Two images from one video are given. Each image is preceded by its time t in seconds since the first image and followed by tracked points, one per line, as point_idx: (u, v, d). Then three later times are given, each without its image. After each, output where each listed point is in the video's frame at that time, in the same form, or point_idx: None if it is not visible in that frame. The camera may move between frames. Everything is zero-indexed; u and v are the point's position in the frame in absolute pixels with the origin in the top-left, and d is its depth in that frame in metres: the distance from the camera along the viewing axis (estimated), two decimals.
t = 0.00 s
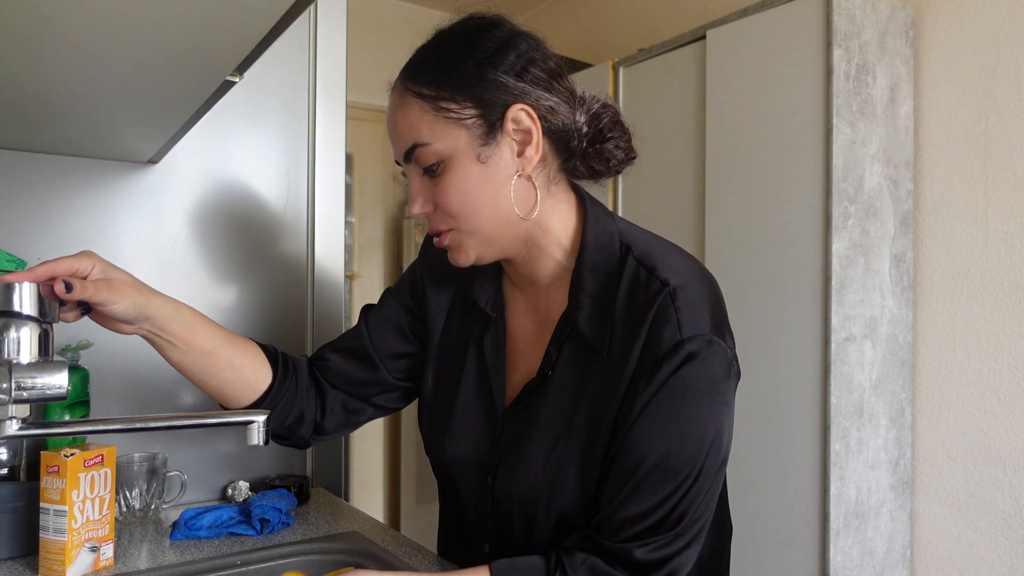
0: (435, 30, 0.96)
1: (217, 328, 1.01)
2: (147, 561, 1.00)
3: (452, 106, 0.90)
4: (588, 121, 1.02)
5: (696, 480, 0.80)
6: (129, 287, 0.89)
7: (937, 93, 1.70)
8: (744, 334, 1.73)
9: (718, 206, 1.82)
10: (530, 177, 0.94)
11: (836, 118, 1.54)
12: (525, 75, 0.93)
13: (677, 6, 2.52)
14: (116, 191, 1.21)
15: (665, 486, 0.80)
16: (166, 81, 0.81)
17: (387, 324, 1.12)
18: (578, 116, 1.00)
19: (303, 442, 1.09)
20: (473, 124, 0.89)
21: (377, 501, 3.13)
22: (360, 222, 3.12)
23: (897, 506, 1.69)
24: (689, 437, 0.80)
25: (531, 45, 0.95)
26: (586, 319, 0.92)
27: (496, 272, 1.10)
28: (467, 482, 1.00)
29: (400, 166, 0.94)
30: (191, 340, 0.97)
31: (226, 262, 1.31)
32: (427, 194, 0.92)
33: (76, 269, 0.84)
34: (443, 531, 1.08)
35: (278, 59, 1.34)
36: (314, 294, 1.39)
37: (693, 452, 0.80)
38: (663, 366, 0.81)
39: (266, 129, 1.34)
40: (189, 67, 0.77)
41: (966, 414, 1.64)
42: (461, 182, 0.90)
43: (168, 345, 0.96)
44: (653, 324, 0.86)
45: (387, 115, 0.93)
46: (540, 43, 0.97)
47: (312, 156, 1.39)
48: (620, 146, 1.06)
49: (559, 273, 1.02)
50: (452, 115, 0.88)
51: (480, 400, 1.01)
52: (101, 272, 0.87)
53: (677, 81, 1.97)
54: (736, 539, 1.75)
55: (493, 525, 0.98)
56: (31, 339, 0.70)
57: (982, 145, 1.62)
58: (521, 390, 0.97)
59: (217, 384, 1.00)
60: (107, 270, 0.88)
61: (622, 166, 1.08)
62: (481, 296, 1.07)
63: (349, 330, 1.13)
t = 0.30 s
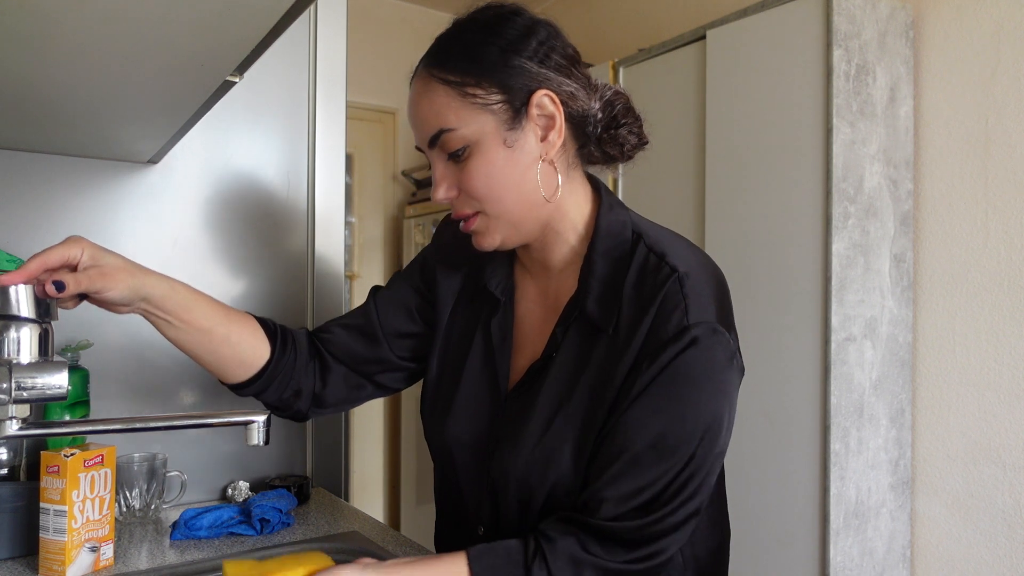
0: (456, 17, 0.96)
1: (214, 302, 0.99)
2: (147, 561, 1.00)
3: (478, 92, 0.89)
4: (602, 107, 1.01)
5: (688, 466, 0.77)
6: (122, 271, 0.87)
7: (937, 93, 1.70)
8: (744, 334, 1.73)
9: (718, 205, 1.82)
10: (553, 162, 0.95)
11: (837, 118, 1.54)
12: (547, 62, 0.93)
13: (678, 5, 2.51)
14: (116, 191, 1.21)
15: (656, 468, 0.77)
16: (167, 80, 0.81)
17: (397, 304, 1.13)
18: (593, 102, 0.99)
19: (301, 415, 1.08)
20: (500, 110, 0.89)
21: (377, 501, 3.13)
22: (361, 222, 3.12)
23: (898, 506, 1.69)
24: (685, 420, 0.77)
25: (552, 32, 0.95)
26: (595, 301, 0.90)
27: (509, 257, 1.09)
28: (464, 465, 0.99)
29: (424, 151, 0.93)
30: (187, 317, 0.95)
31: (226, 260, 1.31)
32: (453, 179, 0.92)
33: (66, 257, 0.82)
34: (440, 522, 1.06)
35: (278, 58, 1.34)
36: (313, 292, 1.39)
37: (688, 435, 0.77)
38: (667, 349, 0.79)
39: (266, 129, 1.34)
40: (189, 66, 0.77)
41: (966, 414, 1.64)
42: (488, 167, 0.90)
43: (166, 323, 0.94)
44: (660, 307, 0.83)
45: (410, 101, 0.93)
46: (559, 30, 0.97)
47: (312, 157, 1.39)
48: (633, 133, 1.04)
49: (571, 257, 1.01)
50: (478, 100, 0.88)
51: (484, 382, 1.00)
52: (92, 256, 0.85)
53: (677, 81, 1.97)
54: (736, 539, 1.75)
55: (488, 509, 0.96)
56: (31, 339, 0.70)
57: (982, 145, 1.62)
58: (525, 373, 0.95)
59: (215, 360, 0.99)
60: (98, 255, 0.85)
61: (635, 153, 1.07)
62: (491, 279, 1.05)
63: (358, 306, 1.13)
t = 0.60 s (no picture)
0: (467, 11, 0.95)
1: (210, 289, 0.98)
2: (147, 561, 1.00)
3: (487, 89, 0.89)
4: (607, 109, 1.01)
5: (672, 455, 0.76)
6: (117, 263, 0.87)
7: (938, 93, 1.70)
8: (744, 334, 1.73)
9: (718, 205, 1.82)
10: (557, 162, 0.95)
11: (837, 118, 1.54)
12: (556, 62, 0.93)
13: (678, 5, 2.51)
14: (116, 191, 1.21)
15: (639, 456, 0.75)
16: (167, 79, 0.81)
17: (400, 294, 1.13)
18: (599, 103, 0.99)
19: (301, 401, 1.09)
20: (509, 107, 0.89)
21: (377, 501, 3.13)
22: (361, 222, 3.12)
23: (898, 506, 1.69)
24: (670, 409, 0.76)
25: (561, 33, 0.95)
26: (590, 291, 0.89)
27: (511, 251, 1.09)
28: (457, 455, 0.98)
29: (428, 143, 0.93)
30: (185, 305, 0.95)
31: (226, 259, 1.31)
32: (457, 173, 0.92)
33: (59, 252, 0.82)
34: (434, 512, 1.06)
35: (278, 58, 1.34)
36: (313, 290, 1.39)
37: (673, 424, 0.75)
38: (657, 338, 0.78)
39: (266, 128, 1.34)
40: (190, 65, 0.77)
41: (966, 414, 1.64)
42: (493, 164, 0.90)
43: (164, 312, 0.94)
44: (653, 298, 0.83)
45: (416, 92, 0.92)
46: (568, 31, 0.97)
47: (312, 157, 1.39)
48: (636, 135, 1.04)
49: (570, 251, 1.01)
50: (486, 96, 0.88)
51: (479, 372, 1.00)
52: (85, 250, 0.85)
53: (677, 81, 1.97)
54: (736, 539, 1.75)
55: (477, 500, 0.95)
56: (31, 339, 0.69)
57: (982, 145, 1.62)
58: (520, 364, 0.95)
59: (213, 347, 0.99)
60: (91, 247, 0.85)
61: (637, 155, 1.07)
62: (492, 271, 1.06)
63: (360, 295, 1.13)
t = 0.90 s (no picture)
0: (468, 8, 0.95)
1: (209, 293, 0.98)
2: (147, 561, 1.00)
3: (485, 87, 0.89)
4: (601, 117, 1.01)
5: (668, 458, 0.76)
6: (117, 264, 0.87)
7: (938, 93, 1.70)
8: (744, 334, 1.73)
9: (718, 204, 1.82)
10: (550, 165, 0.95)
11: (837, 118, 1.54)
12: (555, 66, 0.93)
13: (678, 5, 2.51)
14: (116, 191, 1.21)
15: (635, 459, 0.75)
16: (167, 80, 0.81)
17: (396, 297, 1.13)
18: (593, 111, 0.98)
19: (299, 405, 1.09)
20: (507, 107, 0.89)
21: (377, 501, 3.13)
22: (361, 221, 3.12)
23: (897, 506, 1.69)
24: (666, 411, 0.75)
25: (561, 36, 0.95)
26: (586, 292, 0.90)
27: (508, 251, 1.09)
28: (453, 456, 0.98)
29: (421, 137, 0.93)
30: (183, 309, 0.95)
31: (225, 259, 1.31)
32: (448, 170, 0.92)
33: (59, 253, 0.82)
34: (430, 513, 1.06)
35: (279, 58, 1.34)
36: (313, 291, 1.39)
37: (670, 427, 0.75)
38: (653, 340, 0.78)
39: (266, 128, 1.34)
40: (189, 66, 0.77)
41: (966, 414, 1.64)
42: (486, 162, 0.90)
43: (163, 315, 0.94)
44: (649, 298, 0.83)
45: (414, 84, 0.92)
46: (569, 36, 0.97)
47: (312, 157, 1.39)
48: (631, 143, 1.05)
49: (565, 252, 1.01)
50: (484, 95, 0.88)
51: (475, 373, 1.00)
52: (85, 251, 0.85)
53: (677, 81, 1.97)
54: (736, 539, 1.75)
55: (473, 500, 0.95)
56: (31, 339, 0.69)
57: (982, 145, 1.62)
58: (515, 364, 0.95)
59: (210, 351, 0.99)
60: (91, 249, 0.85)
61: (631, 162, 1.07)
62: (488, 271, 1.06)
63: (357, 299, 1.13)
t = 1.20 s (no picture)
0: (462, 12, 0.95)
1: (211, 297, 0.98)
2: (147, 561, 1.00)
3: (486, 92, 0.89)
4: (601, 110, 1.00)
5: (668, 458, 0.76)
6: (118, 266, 0.87)
7: (938, 92, 1.70)
8: (744, 334, 1.73)
9: (718, 205, 1.82)
10: (554, 165, 0.95)
11: (836, 118, 1.54)
12: (553, 65, 0.93)
13: (678, 5, 2.51)
14: (116, 191, 1.21)
15: (635, 460, 0.75)
16: (167, 80, 0.81)
17: (396, 299, 1.13)
18: (593, 105, 0.98)
19: (299, 408, 1.09)
20: (509, 111, 0.89)
21: (377, 501, 3.13)
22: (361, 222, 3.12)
23: (897, 506, 1.69)
24: (665, 411, 0.75)
25: (557, 34, 0.95)
26: (585, 294, 0.90)
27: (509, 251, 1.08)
28: (453, 457, 0.98)
29: (425, 146, 0.93)
30: (184, 312, 0.95)
31: (225, 259, 1.31)
32: (455, 177, 0.92)
33: (60, 255, 0.82)
34: (430, 513, 1.06)
35: (279, 58, 1.34)
36: (313, 291, 1.39)
37: (669, 427, 0.75)
38: (652, 340, 0.78)
39: (265, 129, 1.34)
40: (189, 66, 0.77)
41: (966, 414, 1.64)
42: (492, 168, 0.90)
43: (163, 319, 0.94)
44: (648, 299, 0.83)
45: (413, 93, 0.92)
46: (564, 32, 0.97)
47: (312, 157, 1.39)
48: (629, 136, 1.05)
49: (566, 253, 1.01)
50: (486, 100, 0.88)
51: (475, 374, 1.00)
52: (86, 254, 0.85)
53: (677, 81, 1.97)
54: (736, 540, 1.75)
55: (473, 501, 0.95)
56: (31, 339, 0.69)
57: (982, 145, 1.62)
58: (515, 366, 0.95)
59: (211, 354, 0.99)
60: (92, 251, 0.85)
61: (631, 154, 1.07)
62: (488, 273, 1.06)
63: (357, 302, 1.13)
